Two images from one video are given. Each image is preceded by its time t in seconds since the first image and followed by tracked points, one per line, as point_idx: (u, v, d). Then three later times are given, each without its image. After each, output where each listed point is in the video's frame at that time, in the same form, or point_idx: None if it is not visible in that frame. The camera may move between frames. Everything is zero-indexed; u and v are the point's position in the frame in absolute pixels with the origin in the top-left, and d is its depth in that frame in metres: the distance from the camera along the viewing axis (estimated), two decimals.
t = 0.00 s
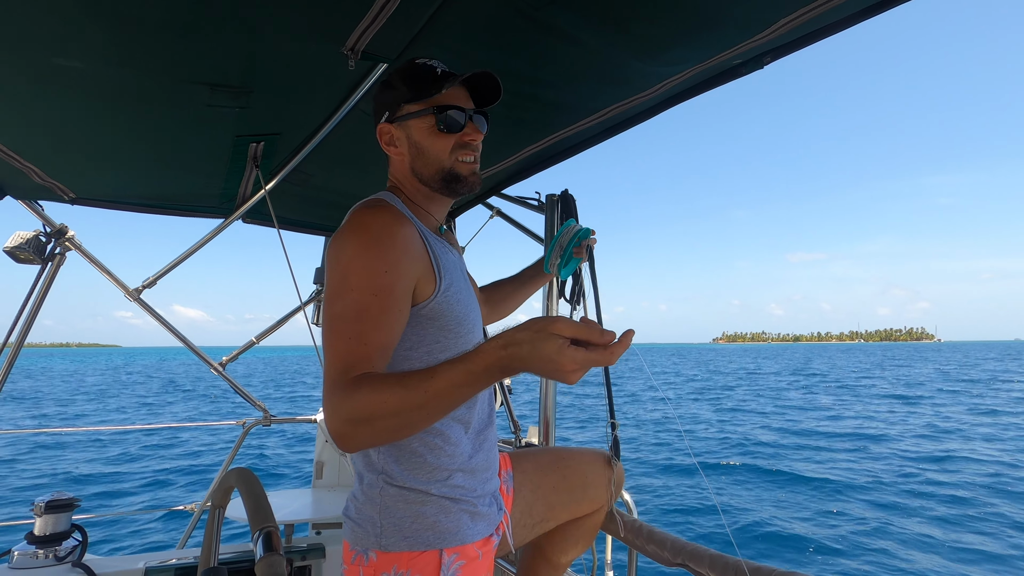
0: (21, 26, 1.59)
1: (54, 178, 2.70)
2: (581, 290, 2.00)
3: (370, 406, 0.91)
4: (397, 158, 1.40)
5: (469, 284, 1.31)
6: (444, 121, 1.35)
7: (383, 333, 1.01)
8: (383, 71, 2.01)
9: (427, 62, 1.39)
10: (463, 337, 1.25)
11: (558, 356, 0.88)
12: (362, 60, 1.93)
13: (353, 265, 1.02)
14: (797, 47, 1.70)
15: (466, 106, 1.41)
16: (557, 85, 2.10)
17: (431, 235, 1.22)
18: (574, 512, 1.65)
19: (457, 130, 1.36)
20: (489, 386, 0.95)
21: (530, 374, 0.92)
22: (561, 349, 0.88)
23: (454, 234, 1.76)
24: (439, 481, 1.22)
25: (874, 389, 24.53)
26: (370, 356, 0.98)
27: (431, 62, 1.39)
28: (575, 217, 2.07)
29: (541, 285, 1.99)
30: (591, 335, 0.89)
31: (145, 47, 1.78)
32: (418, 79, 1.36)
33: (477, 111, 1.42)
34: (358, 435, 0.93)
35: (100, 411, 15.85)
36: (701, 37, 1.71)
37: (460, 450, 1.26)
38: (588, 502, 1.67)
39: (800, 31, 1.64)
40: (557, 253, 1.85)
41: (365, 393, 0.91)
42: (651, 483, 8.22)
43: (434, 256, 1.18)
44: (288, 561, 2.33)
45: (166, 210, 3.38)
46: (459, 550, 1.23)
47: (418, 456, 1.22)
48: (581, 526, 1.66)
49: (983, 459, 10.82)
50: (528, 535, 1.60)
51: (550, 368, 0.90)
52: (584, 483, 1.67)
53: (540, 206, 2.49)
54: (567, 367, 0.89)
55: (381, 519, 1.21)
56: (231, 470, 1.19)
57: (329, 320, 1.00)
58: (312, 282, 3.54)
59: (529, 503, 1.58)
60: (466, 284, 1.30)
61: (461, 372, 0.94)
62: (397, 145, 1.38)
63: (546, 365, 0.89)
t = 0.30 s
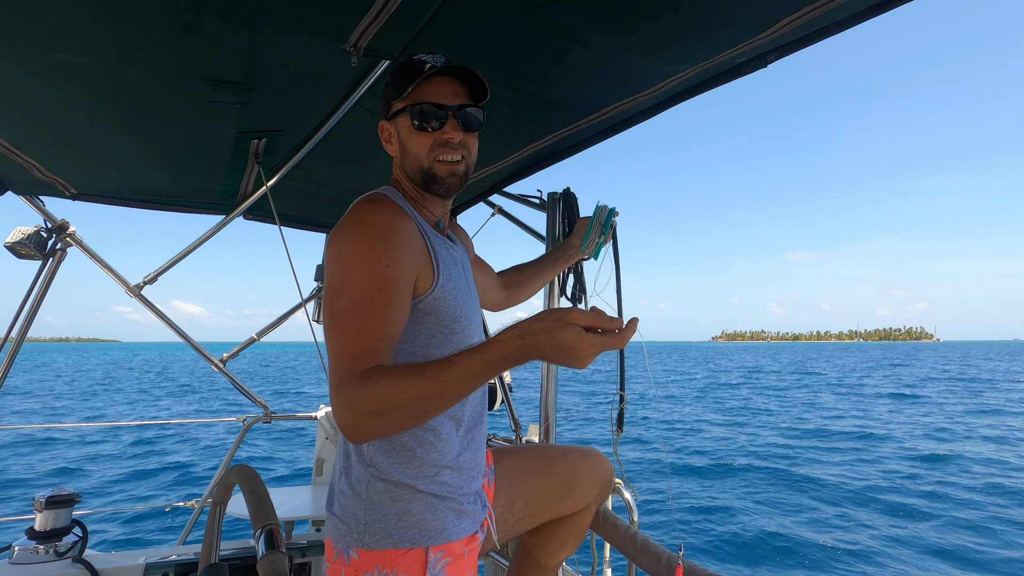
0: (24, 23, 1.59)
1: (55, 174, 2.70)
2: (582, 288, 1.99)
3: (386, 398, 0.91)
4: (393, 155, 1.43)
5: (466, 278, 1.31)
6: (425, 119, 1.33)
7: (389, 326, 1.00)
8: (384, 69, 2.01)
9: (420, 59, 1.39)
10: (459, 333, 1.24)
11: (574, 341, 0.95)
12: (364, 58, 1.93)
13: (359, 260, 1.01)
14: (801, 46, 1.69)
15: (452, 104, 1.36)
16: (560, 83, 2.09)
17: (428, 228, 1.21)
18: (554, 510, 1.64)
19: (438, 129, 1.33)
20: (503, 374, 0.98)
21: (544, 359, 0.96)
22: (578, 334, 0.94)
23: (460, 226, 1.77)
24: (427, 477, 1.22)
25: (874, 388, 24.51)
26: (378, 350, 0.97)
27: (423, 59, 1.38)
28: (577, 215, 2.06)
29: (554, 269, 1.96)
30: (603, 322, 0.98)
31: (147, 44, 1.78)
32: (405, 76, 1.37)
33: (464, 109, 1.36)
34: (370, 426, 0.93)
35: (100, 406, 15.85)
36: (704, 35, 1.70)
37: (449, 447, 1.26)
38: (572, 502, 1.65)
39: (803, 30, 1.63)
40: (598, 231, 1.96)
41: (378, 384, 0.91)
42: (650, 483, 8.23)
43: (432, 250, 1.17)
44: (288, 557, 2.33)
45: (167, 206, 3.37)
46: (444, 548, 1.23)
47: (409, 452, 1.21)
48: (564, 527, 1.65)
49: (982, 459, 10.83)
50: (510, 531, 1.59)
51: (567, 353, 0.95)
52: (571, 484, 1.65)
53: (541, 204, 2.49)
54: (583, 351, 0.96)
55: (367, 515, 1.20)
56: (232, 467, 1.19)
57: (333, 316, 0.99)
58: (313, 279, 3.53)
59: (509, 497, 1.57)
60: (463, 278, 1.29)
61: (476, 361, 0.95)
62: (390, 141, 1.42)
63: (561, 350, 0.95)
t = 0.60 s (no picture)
0: (32, 19, 1.59)
1: (62, 171, 2.71)
2: (586, 288, 1.99)
3: (375, 398, 0.91)
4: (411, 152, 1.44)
5: (472, 280, 1.29)
6: (444, 122, 1.33)
7: (388, 325, 1.00)
8: (390, 68, 2.01)
9: (449, 61, 1.37)
10: (461, 335, 1.23)
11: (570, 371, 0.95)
12: (370, 57, 1.93)
13: (363, 257, 1.01)
14: (809, 47, 1.68)
15: (473, 112, 1.36)
16: (566, 83, 2.09)
17: (437, 227, 1.21)
18: (558, 523, 1.62)
19: (455, 134, 1.33)
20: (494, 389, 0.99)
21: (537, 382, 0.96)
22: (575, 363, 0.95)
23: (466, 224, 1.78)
24: (416, 474, 1.21)
25: (878, 392, 24.40)
26: (375, 349, 0.98)
27: (452, 62, 1.36)
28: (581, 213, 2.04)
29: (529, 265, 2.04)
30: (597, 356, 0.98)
31: (154, 42, 1.78)
32: (431, 78, 1.36)
33: (485, 117, 1.36)
34: (358, 422, 0.94)
35: (102, 403, 15.89)
36: (711, 35, 1.70)
37: (442, 445, 1.25)
38: (574, 516, 1.62)
39: (812, 31, 1.62)
40: (542, 227, 1.95)
41: (370, 385, 0.92)
42: (651, 485, 8.21)
43: (439, 251, 1.17)
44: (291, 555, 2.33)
45: (172, 204, 3.38)
46: (429, 547, 1.22)
47: (401, 449, 1.21)
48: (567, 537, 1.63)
49: (986, 465, 10.78)
50: (508, 540, 1.60)
51: (562, 380, 0.96)
52: (573, 494, 1.62)
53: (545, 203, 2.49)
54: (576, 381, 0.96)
55: (355, 508, 1.21)
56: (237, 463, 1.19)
57: (334, 308, 0.99)
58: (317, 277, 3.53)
59: (504, 503, 1.58)
60: (470, 280, 1.28)
61: (469, 373, 0.96)
62: (409, 138, 1.42)
63: (555, 376, 0.96)
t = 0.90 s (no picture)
0: (27, 21, 1.59)
1: (58, 173, 2.71)
2: (583, 286, 1.98)
3: (357, 399, 0.91)
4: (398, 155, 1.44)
5: (466, 278, 1.30)
6: (427, 124, 1.33)
7: (371, 326, 1.01)
8: (386, 67, 2.01)
9: (429, 62, 1.38)
10: (456, 332, 1.23)
11: (548, 358, 0.95)
12: (366, 56, 1.93)
13: (345, 261, 1.02)
14: (804, 45, 1.68)
15: (455, 112, 1.36)
16: (563, 81, 2.09)
17: (426, 227, 1.21)
18: (566, 512, 1.63)
19: (438, 135, 1.33)
20: (477, 385, 0.98)
21: (517, 374, 0.96)
22: (553, 348, 0.95)
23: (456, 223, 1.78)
24: (430, 472, 1.22)
25: (875, 391, 24.47)
26: (359, 351, 0.98)
27: (432, 63, 1.37)
28: (578, 213, 2.06)
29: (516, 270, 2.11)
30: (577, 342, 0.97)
31: (150, 43, 1.78)
32: (412, 80, 1.37)
33: (467, 117, 1.36)
34: (341, 424, 0.94)
35: (100, 407, 15.86)
36: (707, 33, 1.70)
37: (452, 442, 1.26)
38: (582, 502, 1.64)
39: (808, 28, 1.62)
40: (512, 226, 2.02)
41: (352, 386, 0.92)
42: (649, 484, 8.23)
43: (428, 250, 1.17)
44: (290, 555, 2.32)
45: (168, 205, 3.38)
46: (447, 543, 1.22)
47: (407, 447, 1.21)
48: (576, 526, 1.64)
49: (983, 463, 10.82)
50: (522, 531, 1.59)
51: (542, 366, 0.95)
52: (581, 483, 1.64)
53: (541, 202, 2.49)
54: (555, 368, 0.96)
55: (373, 509, 1.21)
56: (234, 464, 1.19)
57: (317, 313, 0.99)
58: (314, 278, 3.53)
59: (519, 498, 1.57)
60: (463, 278, 1.28)
61: (451, 368, 0.96)
62: (395, 141, 1.43)
63: (535, 366, 0.95)
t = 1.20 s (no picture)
0: (25, 23, 1.59)
1: (58, 175, 2.71)
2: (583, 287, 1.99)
3: (376, 397, 0.92)
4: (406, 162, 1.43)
5: (479, 280, 1.29)
6: (436, 130, 1.33)
7: (388, 328, 1.01)
8: (385, 67, 2.01)
9: (434, 69, 1.38)
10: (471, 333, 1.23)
11: (561, 336, 0.95)
12: (365, 56, 1.93)
13: (360, 266, 1.02)
14: (803, 42, 1.69)
15: (462, 117, 1.36)
16: (562, 80, 2.09)
17: (438, 231, 1.21)
18: (573, 506, 1.63)
19: (446, 140, 1.33)
20: (493, 375, 0.98)
21: (532, 360, 0.96)
22: (564, 325, 0.95)
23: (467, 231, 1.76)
24: (445, 469, 1.22)
25: (877, 391, 24.44)
26: (377, 352, 0.98)
27: (437, 70, 1.37)
28: (579, 212, 2.07)
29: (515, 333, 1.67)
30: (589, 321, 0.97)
31: (148, 44, 1.79)
32: (419, 86, 1.36)
33: (474, 121, 1.36)
34: (362, 424, 0.94)
35: (102, 410, 15.89)
36: (706, 31, 1.70)
37: (466, 441, 1.26)
38: (588, 497, 1.65)
39: (807, 25, 1.62)
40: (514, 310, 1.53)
41: (370, 385, 0.93)
42: (651, 484, 8.24)
43: (441, 252, 1.17)
44: (292, 556, 2.33)
45: (168, 206, 3.38)
46: (461, 541, 1.22)
47: (422, 446, 1.22)
48: (582, 521, 1.64)
49: (985, 463, 10.80)
50: (531, 530, 1.58)
51: (555, 346, 0.95)
52: (586, 478, 1.65)
53: (542, 201, 2.49)
54: (569, 348, 0.96)
55: (388, 506, 1.21)
56: (236, 465, 1.19)
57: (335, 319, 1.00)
58: (315, 279, 3.53)
59: (530, 498, 1.56)
60: (476, 280, 1.28)
61: (466, 359, 0.96)
62: (404, 148, 1.42)
63: (549, 347, 0.95)
